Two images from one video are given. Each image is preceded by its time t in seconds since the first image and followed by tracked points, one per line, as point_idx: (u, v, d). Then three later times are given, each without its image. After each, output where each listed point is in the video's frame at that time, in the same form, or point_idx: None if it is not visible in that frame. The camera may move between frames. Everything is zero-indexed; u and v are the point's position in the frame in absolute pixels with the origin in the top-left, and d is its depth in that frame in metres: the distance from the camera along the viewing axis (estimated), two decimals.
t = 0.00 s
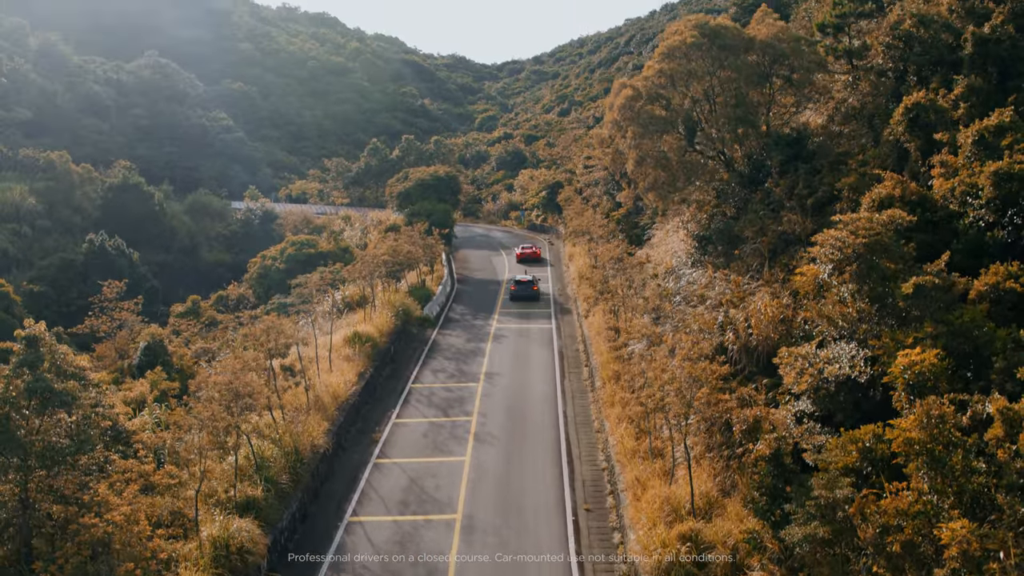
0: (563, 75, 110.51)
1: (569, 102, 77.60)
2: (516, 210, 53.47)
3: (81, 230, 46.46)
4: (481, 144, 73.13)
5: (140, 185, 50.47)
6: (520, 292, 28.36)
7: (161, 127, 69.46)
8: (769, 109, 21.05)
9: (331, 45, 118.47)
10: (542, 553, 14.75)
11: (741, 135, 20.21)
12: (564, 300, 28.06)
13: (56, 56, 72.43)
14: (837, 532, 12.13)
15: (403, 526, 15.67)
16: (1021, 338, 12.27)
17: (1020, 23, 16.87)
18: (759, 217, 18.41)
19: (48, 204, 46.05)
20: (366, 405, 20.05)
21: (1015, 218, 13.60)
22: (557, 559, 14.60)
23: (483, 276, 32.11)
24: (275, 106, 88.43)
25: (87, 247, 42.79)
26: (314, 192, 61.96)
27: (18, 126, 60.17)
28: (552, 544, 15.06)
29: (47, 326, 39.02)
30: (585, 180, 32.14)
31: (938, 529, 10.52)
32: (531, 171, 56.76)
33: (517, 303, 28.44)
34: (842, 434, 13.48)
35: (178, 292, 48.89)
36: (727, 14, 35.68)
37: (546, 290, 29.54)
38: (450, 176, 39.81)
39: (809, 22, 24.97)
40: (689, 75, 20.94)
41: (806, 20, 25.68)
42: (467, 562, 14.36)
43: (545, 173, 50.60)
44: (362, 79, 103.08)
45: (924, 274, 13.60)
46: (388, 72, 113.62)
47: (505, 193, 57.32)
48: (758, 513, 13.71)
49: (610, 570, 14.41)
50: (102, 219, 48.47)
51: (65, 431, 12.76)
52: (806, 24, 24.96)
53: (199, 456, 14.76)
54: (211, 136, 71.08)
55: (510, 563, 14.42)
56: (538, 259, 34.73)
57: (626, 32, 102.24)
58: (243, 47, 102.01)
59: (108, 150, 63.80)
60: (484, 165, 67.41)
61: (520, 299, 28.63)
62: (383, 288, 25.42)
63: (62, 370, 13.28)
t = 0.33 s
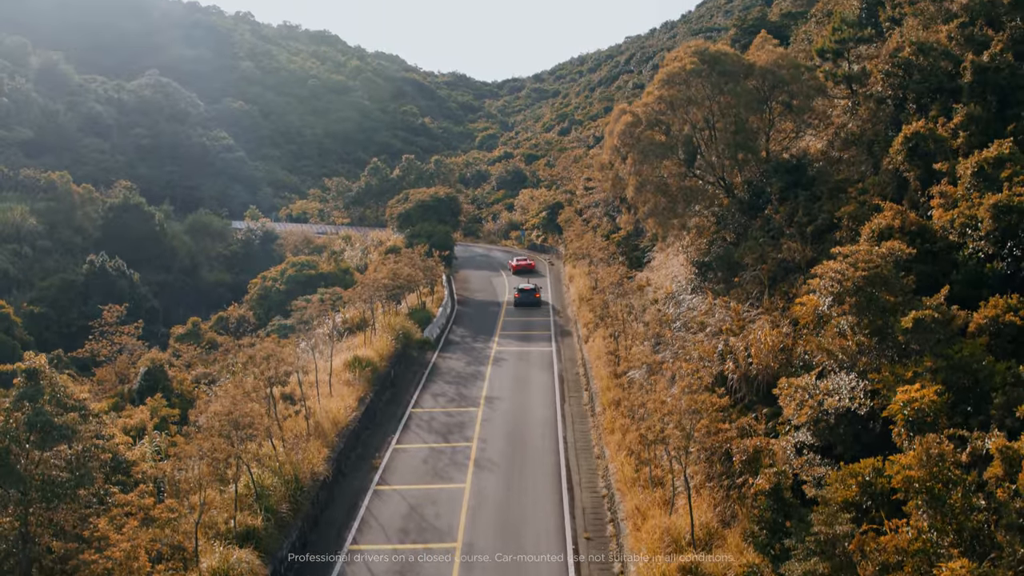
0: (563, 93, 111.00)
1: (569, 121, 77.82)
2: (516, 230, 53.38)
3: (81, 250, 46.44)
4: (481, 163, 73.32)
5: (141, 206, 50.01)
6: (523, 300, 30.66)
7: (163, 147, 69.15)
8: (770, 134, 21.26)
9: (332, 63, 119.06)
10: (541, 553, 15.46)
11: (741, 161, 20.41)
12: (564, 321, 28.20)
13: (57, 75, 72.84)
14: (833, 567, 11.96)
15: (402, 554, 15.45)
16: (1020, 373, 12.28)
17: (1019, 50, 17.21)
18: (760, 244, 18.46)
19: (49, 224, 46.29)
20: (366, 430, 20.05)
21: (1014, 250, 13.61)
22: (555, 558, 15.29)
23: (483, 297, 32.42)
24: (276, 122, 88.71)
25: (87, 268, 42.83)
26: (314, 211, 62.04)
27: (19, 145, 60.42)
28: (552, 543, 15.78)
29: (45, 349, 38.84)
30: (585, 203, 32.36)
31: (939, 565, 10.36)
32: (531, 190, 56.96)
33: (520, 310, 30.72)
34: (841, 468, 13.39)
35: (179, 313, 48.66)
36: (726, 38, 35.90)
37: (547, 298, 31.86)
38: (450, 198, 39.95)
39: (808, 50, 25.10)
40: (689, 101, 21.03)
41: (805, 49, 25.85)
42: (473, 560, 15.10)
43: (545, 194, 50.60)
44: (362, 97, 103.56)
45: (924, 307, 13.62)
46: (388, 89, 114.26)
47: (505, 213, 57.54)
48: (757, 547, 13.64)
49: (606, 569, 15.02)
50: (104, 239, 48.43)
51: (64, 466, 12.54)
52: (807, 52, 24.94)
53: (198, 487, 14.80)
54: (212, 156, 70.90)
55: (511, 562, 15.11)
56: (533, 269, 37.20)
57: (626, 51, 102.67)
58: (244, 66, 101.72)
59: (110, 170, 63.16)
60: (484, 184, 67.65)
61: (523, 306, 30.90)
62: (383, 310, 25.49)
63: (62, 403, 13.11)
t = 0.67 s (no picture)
0: (563, 111, 111.28)
1: (569, 140, 78.00)
2: (517, 249, 53.32)
3: (80, 270, 46.43)
4: (482, 182, 73.38)
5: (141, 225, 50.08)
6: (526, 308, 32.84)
7: (164, 165, 69.19)
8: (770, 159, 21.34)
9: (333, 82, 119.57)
10: (541, 554, 16.18)
11: (741, 186, 20.46)
12: (564, 343, 28.25)
13: (59, 94, 73.07)
14: None
15: None
16: (1020, 408, 12.23)
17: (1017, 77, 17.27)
18: (760, 270, 18.53)
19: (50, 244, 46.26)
20: (366, 454, 20.00)
21: (1014, 281, 13.58)
22: (554, 558, 16.01)
23: (483, 317, 32.66)
24: (277, 142, 88.83)
25: (87, 288, 42.79)
26: (314, 229, 62.16)
27: (21, 164, 60.60)
28: (551, 545, 16.49)
29: (44, 372, 39.18)
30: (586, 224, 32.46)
31: None
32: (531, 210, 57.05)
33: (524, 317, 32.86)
34: (841, 502, 13.21)
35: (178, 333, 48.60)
36: (726, 61, 35.98)
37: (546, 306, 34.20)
38: (450, 219, 40.06)
39: (807, 77, 25.21)
40: (688, 127, 21.16)
41: (804, 75, 25.93)
42: (476, 561, 15.68)
43: (545, 214, 50.65)
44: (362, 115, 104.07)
45: (924, 341, 13.60)
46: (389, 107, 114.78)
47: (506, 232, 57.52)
48: None
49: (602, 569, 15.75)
50: (104, 259, 48.46)
51: (64, 499, 12.52)
52: (807, 79, 25.04)
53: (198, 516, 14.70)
54: (213, 174, 71.29)
55: (511, 562, 15.84)
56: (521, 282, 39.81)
57: (625, 70, 103.18)
58: (245, 83, 102.09)
59: (110, 189, 63.07)
60: (485, 203, 67.72)
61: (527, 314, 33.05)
62: (383, 333, 25.53)
63: (61, 435, 13.11)
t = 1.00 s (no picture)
0: (563, 128, 111.74)
1: (569, 158, 78.27)
2: (517, 268, 53.32)
3: (81, 289, 46.51)
4: (482, 201, 73.56)
5: (142, 244, 50.11)
6: (526, 318, 35.11)
7: (164, 184, 69.32)
8: (770, 183, 21.42)
9: (333, 99, 120.13)
10: (541, 554, 16.88)
11: (741, 211, 20.59)
12: (565, 363, 28.28)
13: (60, 112, 73.26)
14: None
15: None
16: (1020, 441, 12.23)
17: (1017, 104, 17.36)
18: (759, 296, 18.59)
19: (50, 263, 46.44)
20: (366, 477, 19.92)
21: (1014, 311, 13.57)
22: (551, 558, 16.73)
23: (485, 337, 32.85)
24: (277, 159, 89.03)
25: (87, 308, 42.93)
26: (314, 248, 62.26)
27: (22, 183, 60.69)
28: (550, 546, 17.20)
29: (44, 392, 39.16)
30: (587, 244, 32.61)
31: None
32: (532, 228, 57.16)
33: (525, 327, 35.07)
34: (841, 532, 13.01)
35: (178, 353, 48.51)
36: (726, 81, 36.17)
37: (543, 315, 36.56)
38: (450, 239, 40.14)
39: (807, 102, 25.34)
40: (689, 151, 21.26)
41: (804, 99, 26.05)
42: (479, 561, 16.44)
43: (546, 233, 50.74)
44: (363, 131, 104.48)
45: (924, 371, 13.61)
46: (389, 124, 115.35)
47: (506, 250, 57.63)
48: None
49: (598, 569, 16.42)
50: (104, 279, 48.41)
51: (64, 531, 12.52)
52: (807, 102, 25.15)
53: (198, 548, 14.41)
54: (213, 192, 71.46)
55: (511, 562, 16.54)
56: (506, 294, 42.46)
57: (625, 87, 103.67)
58: (245, 100, 102.51)
59: (110, 208, 63.11)
60: (485, 221, 67.86)
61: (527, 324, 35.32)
62: (383, 354, 25.58)
63: (62, 465, 13.21)
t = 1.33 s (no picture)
0: (563, 144, 112.15)
1: (569, 174, 78.55)
2: (518, 285, 53.42)
3: (81, 308, 46.60)
4: (483, 217, 73.77)
5: (143, 264, 50.50)
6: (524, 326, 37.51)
7: (165, 200, 68.89)
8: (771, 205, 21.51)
9: (334, 115, 120.81)
10: (541, 555, 17.54)
11: (742, 232, 20.80)
12: (566, 383, 28.32)
13: (61, 127, 72.89)
14: None
15: None
16: (1022, 472, 12.09)
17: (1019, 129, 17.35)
18: (760, 320, 18.68)
19: (51, 281, 46.16)
20: (367, 497, 19.77)
21: (1016, 338, 13.46)
22: (551, 558, 17.40)
23: (487, 354, 33.03)
24: (278, 174, 89.24)
25: (87, 327, 42.95)
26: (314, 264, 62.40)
27: (23, 201, 60.49)
28: (551, 547, 17.87)
29: (44, 412, 39.26)
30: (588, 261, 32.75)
31: None
32: (532, 245, 57.33)
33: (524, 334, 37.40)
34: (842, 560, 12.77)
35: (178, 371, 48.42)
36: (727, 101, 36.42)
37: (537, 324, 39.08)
38: (451, 257, 40.30)
39: (807, 125, 25.52)
40: (690, 174, 21.37)
41: (805, 121, 26.17)
42: (483, 561, 16.98)
43: (546, 251, 50.93)
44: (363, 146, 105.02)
45: (926, 401, 13.50)
46: (389, 140, 115.98)
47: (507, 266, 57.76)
48: None
49: (597, 568, 17.09)
50: (104, 297, 48.42)
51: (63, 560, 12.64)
52: (807, 124, 25.29)
53: None
54: (215, 209, 71.75)
55: (514, 562, 17.16)
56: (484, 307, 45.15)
57: (625, 102, 104.15)
58: (246, 115, 103.06)
59: (111, 225, 63.30)
60: (485, 238, 68.04)
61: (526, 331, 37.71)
62: (384, 374, 25.63)
63: (62, 495, 13.22)
